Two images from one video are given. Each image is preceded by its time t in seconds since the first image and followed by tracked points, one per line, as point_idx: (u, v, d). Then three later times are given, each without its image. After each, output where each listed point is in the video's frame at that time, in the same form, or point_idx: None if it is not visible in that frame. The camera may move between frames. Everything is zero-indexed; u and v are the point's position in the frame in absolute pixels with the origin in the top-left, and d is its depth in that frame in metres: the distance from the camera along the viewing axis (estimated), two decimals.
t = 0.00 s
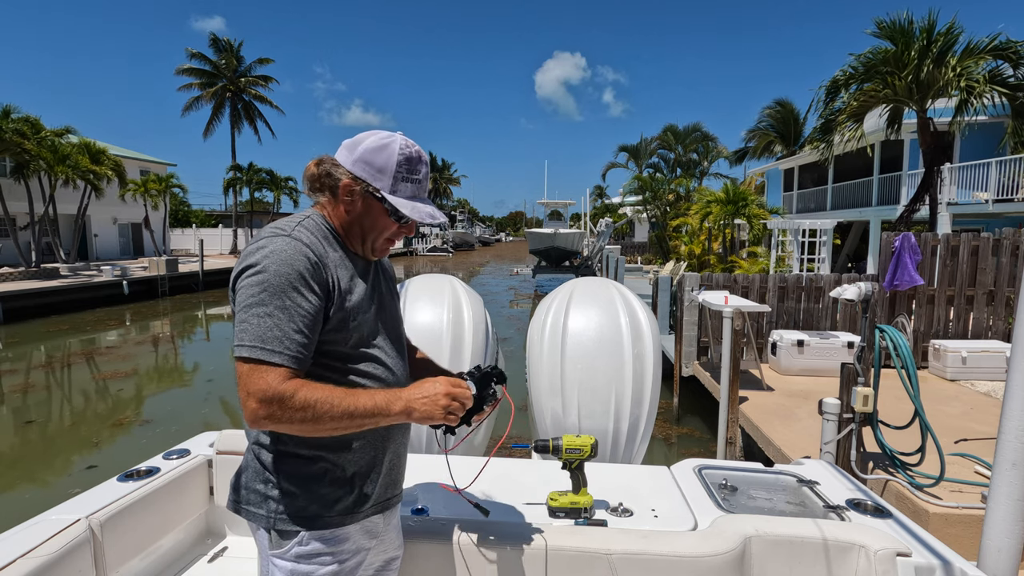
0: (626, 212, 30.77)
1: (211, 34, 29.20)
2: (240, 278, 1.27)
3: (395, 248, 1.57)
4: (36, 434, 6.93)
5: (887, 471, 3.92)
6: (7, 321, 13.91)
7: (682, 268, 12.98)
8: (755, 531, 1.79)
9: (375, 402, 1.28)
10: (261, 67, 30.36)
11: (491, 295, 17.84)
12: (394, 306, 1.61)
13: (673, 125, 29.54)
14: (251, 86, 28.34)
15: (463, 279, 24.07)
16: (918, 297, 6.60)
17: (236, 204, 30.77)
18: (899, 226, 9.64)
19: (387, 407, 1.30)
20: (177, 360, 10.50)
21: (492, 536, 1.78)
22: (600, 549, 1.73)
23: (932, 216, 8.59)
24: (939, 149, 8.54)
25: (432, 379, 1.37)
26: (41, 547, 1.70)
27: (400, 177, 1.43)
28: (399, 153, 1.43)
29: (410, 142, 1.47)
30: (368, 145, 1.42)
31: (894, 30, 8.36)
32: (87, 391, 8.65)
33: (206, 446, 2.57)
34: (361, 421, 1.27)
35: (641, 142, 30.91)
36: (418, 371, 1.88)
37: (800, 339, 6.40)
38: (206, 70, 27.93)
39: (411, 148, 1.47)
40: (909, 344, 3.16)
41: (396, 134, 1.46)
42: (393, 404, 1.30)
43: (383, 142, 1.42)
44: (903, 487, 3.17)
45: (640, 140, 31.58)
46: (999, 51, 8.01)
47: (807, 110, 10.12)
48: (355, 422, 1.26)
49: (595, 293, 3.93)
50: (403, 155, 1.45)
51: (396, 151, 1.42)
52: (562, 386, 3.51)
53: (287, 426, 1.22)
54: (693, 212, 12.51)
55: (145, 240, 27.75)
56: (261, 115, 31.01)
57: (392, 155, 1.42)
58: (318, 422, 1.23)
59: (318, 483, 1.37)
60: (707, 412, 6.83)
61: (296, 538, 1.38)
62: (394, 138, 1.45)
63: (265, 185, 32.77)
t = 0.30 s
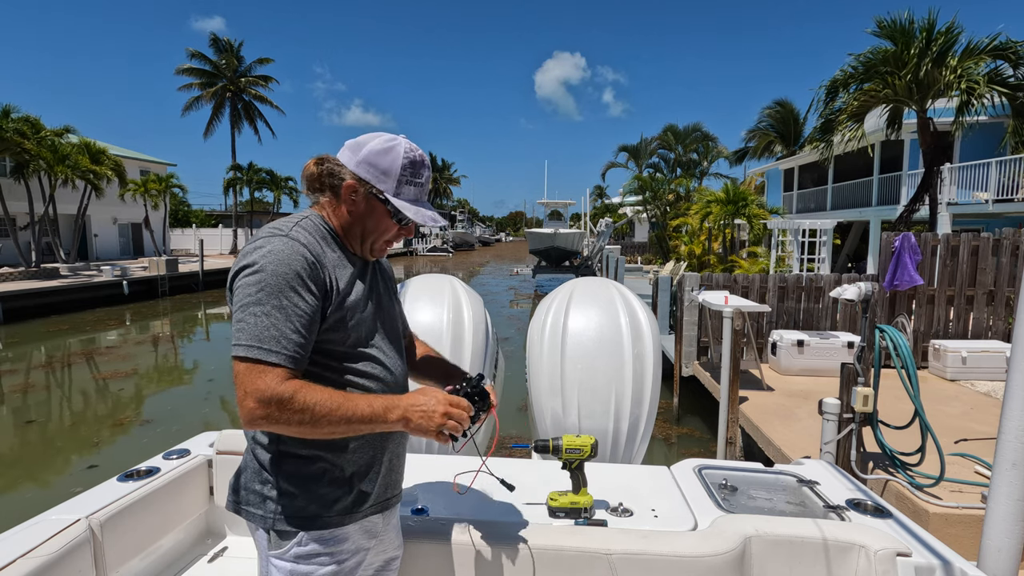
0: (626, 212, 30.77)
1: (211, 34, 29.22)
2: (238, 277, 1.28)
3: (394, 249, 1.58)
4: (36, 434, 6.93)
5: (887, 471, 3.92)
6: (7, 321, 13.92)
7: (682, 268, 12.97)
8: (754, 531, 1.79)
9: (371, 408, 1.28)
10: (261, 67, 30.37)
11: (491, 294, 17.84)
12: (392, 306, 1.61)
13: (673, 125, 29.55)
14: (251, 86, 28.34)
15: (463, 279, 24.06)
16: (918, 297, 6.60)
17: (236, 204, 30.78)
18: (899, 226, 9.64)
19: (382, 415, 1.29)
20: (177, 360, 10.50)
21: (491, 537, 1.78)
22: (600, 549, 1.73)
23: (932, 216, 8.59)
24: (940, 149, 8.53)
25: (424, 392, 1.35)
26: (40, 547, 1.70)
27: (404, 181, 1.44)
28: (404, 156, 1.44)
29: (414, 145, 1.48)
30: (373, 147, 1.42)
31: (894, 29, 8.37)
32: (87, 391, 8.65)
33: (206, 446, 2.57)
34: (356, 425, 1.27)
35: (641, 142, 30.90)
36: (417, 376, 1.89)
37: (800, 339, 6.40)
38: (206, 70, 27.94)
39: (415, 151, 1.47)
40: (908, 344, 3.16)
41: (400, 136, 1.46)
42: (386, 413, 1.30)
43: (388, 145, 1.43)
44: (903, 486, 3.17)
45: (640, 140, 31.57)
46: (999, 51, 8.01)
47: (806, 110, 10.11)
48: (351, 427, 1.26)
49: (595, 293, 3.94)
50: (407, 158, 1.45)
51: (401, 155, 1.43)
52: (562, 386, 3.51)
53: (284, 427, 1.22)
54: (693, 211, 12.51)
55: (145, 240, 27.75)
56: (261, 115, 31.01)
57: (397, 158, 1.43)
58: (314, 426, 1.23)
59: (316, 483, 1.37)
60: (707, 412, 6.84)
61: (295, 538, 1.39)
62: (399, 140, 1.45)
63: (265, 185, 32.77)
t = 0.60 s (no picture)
0: (626, 212, 30.77)
1: (211, 34, 29.25)
2: (252, 281, 1.25)
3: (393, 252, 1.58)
4: (36, 434, 6.94)
5: (887, 471, 3.92)
6: (7, 321, 13.92)
7: (682, 268, 12.97)
8: (754, 531, 1.79)
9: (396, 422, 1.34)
10: (261, 67, 30.38)
11: (491, 294, 17.84)
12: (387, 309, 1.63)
13: (673, 125, 29.57)
14: (251, 86, 28.34)
15: (463, 279, 24.06)
16: (918, 297, 6.60)
17: (236, 204, 30.79)
18: (899, 226, 9.64)
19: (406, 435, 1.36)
20: (177, 360, 10.51)
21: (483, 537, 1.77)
22: (600, 549, 1.73)
23: (932, 216, 8.59)
24: (940, 149, 8.54)
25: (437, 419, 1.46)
26: (40, 547, 1.70)
27: (408, 186, 1.45)
28: (409, 161, 1.44)
29: (419, 151, 1.48)
30: (379, 151, 1.42)
31: (895, 30, 8.37)
32: (87, 391, 8.65)
33: (206, 446, 2.58)
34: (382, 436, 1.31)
35: (641, 142, 30.90)
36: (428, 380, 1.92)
37: (800, 339, 6.40)
38: (206, 70, 27.96)
39: (420, 157, 1.48)
40: (908, 344, 3.16)
41: (405, 141, 1.47)
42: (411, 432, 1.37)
43: (394, 150, 1.43)
44: (903, 487, 3.17)
45: (640, 140, 31.56)
46: (999, 51, 8.01)
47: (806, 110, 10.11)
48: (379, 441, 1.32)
49: (595, 293, 3.94)
50: (412, 163, 1.46)
51: (407, 160, 1.43)
52: (562, 386, 3.50)
53: (314, 434, 1.23)
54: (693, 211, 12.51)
55: (145, 240, 27.75)
56: (261, 115, 31.01)
57: (402, 163, 1.43)
58: (342, 433, 1.25)
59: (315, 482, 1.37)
60: (707, 412, 6.84)
61: (289, 538, 1.38)
62: (404, 146, 1.46)
63: (265, 185, 32.76)
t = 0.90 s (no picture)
0: (626, 212, 30.77)
1: (211, 34, 29.25)
2: (308, 300, 1.24)
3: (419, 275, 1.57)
4: (36, 434, 6.94)
5: (887, 471, 3.92)
6: (7, 321, 13.92)
7: (682, 267, 12.98)
8: (755, 531, 1.79)
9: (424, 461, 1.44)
10: (261, 67, 30.38)
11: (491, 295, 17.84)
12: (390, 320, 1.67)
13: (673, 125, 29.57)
14: (251, 86, 28.34)
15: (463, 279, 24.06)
16: (918, 297, 6.60)
17: (236, 204, 30.79)
18: (899, 226, 9.64)
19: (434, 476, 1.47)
20: (177, 360, 10.51)
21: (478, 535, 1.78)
22: (600, 549, 1.73)
23: (932, 215, 8.58)
24: (940, 149, 8.53)
25: (447, 462, 1.58)
26: (41, 547, 1.71)
27: (450, 221, 1.43)
28: (455, 197, 1.43)
29: (464, 186, 1.47)
30: (428, 184, 1.39)
31: (895, 29, 8.37)
32: (87, 391, 8.65)
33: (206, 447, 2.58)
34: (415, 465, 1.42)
35: (641, 142, 30.89)
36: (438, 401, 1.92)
37: (800, 339, 6.40)
38: (206, 70, 27.96)
39: (464, 192, 1.46)
40: (909, 344, 3.16)
41: (453, 176, 1.45)
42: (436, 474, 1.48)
43: (442, 184, 1.41)
44: (903, 487, 3.16)
45: (640, 140, 31.55)
46: (999, 51, 8.01)
47: (806, 110, 10.12)
48: (415, 483, 1.41)
49: (595, 293, 3.94)
50: (457, 199, 1.44)
51: (454, 196, 1.42)
52: (562, 386, 3.50)
53: (359, 459, 1.30)
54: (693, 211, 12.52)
55: (145, 240, 27.75)
56: (261, 115, 31.01)
57: (449, 198, 1.41)
58: (389, 459, 1.34)
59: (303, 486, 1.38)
60: (707, 412, 6.84)
61: (270, 539, 1.38)
62: (452, 180, 1.44)
63: (265, 185, 32.76)
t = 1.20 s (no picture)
0: (626, 212, 30.76)
1: (211, 34, 29.28)
2: (352, 334, 1.25)
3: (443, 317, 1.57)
4: (36, 434, 6.95)
5: (887, 471, 3.93)
6: (7, 321, 13.92)
7: (682, 267, 12.98)
8: (755, 531, 1.79)
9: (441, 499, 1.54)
10: (261, 68, 30.39)
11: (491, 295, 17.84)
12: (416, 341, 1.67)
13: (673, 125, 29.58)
14: (251, 86, 28.36)
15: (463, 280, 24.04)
16: (918, 297, 6.61)
17: (236, 204, 30.80)
18: (899, 226, 9.64)
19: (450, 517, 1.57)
20: (177, 360, 10.51)
21: (481, 535, 1.78)
22: (600, 549, 1.73)
23: (932, 216, 8.59)
24: (939, 149, 8.54)
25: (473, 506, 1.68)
26: (41, 547, 1.71)
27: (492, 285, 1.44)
28: (503, 265, 1.43)
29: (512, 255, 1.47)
30: (486, 248, 1.39)
31: (894, 29, 8.37)
32: (87, 391, 8.65)
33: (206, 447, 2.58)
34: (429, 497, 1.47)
35: (641, 142, 30.88)
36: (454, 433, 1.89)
37: (800, 339, 6.40)
38: (206, 70, 27.98)
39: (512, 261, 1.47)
40: (908, 344, 3.16)
41: (506, 243, 1.45)
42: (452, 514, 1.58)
43: (497, 251, 1.41)
44: (905, 487, 3.15)
45: (640, 140, 31.55)
46: (999, 51, 8.01)
47: (806, 110, 10.13)
48: (430, 517, 1.51)
49: (595, 293, 3.94)
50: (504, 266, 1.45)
51: (503, 264, 1.42)
52: (562, 386, 3.50)
53: (381, 488, 1.35)
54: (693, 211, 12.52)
55: (145, 240, 27.74)
56: (261, 115, 31.03)
57: (498, 264, 1.42)
58: (409, 492, 1.40)
59: (296, 493, 1.39)
60: (707, 412, 6.84)
61: (261, 541, 1.38)
62: (504, 247, 1.44)
63: (265, 185, 32.76)
